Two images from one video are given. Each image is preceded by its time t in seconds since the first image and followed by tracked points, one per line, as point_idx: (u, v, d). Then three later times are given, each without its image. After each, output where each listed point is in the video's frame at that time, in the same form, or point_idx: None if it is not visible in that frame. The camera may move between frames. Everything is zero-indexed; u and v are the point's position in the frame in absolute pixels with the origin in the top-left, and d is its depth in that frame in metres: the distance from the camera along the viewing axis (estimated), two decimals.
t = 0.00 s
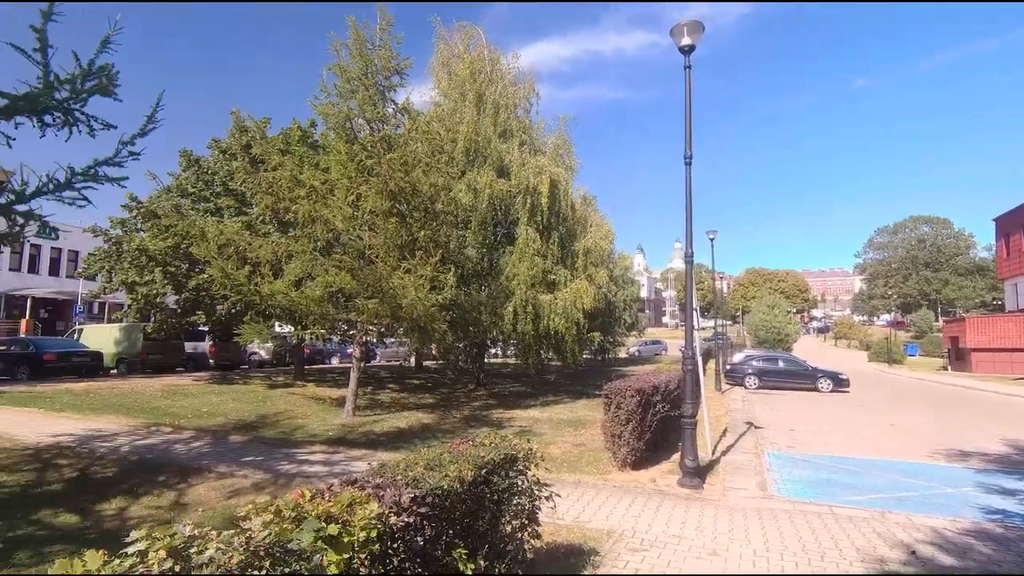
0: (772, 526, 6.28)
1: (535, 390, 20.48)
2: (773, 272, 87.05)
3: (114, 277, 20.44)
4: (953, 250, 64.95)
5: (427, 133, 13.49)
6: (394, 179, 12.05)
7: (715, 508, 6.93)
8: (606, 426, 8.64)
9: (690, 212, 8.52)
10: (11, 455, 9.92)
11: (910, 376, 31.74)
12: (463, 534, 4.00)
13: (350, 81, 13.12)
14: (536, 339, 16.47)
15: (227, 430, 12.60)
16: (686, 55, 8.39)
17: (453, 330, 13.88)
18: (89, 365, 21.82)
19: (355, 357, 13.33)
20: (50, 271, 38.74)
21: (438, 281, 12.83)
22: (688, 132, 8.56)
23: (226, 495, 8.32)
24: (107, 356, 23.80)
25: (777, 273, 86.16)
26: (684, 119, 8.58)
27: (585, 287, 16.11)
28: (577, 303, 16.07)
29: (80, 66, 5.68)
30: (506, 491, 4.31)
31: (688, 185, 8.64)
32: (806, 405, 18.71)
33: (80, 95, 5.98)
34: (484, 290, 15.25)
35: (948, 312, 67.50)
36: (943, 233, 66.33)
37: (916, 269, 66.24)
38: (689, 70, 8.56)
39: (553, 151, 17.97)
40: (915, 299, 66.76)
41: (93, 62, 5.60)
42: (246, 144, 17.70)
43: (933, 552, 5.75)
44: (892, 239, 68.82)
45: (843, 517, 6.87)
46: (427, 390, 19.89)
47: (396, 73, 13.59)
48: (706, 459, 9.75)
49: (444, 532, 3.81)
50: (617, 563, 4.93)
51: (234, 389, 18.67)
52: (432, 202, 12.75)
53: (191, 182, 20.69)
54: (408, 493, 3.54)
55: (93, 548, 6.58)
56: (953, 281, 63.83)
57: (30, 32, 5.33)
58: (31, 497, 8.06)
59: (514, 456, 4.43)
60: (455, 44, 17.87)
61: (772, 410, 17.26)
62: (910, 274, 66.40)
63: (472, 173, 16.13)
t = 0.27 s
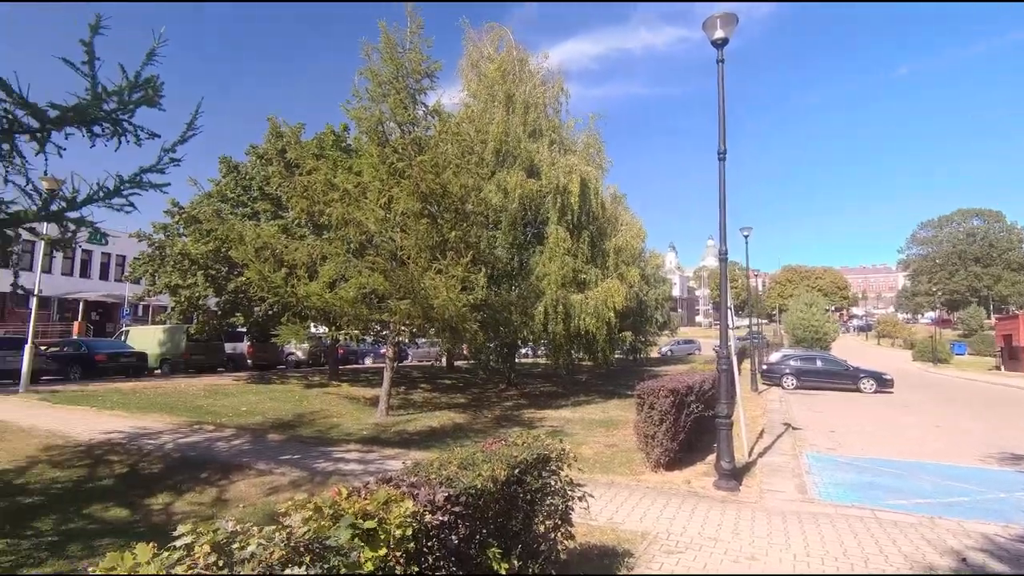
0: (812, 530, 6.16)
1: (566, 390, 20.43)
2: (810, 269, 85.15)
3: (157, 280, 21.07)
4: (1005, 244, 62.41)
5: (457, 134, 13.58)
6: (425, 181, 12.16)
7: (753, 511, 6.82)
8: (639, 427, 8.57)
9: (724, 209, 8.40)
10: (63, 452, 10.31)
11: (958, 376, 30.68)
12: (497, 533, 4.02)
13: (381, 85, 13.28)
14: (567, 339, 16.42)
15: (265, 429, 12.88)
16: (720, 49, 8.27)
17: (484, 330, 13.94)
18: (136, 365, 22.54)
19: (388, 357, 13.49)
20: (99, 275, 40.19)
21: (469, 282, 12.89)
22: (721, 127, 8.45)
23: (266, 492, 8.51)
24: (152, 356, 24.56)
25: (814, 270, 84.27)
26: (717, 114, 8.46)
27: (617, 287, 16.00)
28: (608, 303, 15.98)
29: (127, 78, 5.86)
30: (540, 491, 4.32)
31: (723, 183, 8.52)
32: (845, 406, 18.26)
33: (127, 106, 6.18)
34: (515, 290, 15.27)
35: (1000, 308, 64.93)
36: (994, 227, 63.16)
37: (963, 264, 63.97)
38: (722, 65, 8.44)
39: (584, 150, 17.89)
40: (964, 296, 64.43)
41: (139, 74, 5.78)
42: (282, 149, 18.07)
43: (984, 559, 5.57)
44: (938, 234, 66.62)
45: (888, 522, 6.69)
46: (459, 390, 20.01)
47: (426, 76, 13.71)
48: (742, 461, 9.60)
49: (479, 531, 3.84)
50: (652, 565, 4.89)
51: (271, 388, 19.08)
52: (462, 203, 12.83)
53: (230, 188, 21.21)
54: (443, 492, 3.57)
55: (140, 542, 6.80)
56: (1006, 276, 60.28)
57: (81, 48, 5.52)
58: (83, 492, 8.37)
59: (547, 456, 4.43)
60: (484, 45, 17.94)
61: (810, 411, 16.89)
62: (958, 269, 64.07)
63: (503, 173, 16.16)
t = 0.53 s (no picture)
0: (851, 535, 6.02)
1: (595, 390, 20.33)
2: (846, 267, 83.21)
3: (195, 283, 21.60)
4: None
5: (485, 135, 13.62)
6: (453, 182, 12.23)
7: (789, 514, 6.70)
8: (671, 427, 8.48)
9: (757, 205, 8.27)
10: (108, 449, 10.65)
11: (1005, 376, 29.61)
12: (527, 534, 4.02)
13: (409, 88, 13.40)
14: (596, 339, 16.33)
15: (298, 428, 13.10)
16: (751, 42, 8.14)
17: (512, 330, 13.95)
18: (176, 365, 23.15)
19: (417, 357, 13.62)
20: (140, 278, 41.42)
21: (497, 282, 12.91)
22: (753, 122, 8.31)
23: (300, 491, 8.65)
24: (191, 357, 25.20)
25: (850, 268, 82.32)
26: (749, 109, 8.33)
27: (646, 286, 15.86)
28: (637, 302, 15.84)
29: (167, 88, 6.03)
30: (570, 492, 4.30)
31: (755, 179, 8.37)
32: (884, 407, 17.80)
33: (167, 114, 6.35)
34: (542, 290, 15.25)
35: None
36: None
37: (1009, 260, 61.74)
38: (754, 58, 8.31)
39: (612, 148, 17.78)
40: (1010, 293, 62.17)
41: (179, 84, 5.93)
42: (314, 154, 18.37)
43: None
44: (984, 227, 64.36)
45: (932, 528, 6.50)
46: (488, 390, 20.06)
47: (453, 78, 13.79)
48: (776, 463, 9.43)
49: (510, 532, 3.84)
50: (684, 568, 4.84)
51: (305, 388, 19.40)
52: (490, 203, 12.86)
53: (264, 193, 21.63)
54: (474, 492, 3.58)
55: (182, 537, 6.98)
56: None
57: (124, 59, 5.69)
58: (127, 488, 8.63)
59: (577, 457, 4.41)
60: (511, 46, 17.97)
61: (846, 412, 16.51)
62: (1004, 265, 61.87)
63: (530, 173, 16.15)
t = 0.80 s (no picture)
0: (891, 539, 5.87)
1: (624, 390, 20.19)
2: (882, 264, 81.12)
3: (231, 284, 22.08)
4: None
5: (512, 135, 13.63)
6: (480, 182, 12.27)
7: (825, 518, 6.56)
8: (702, 428, 8.38)
9: (791, 201, 8.11)
10: (150, 445, 10.96)
11: None
12: (558, 534, 4.01)
13: (437, 89, 13.48)
14: (624, 338, 16.22)
15: (330, 426, 13.28)
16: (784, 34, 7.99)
17: (540, 329, 13.94)
18: (213, 364, 23.70)
19: (446, 357, 13.70)
20: (178, 280, 42.51)
21: (525, 282, 12.90)
22: (786, 116, 8.16)
23: (333, 487, 8.78)
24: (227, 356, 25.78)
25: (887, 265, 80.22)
26: (782, 103, 8.18)
27: (675, 284, 15.69)
28: (666, 301, 15.68)
29: (204, 94, 6.16)
30: (602, 492, 4.26)
31: (789, 176, 8.22)
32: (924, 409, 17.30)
33: (203, 120, 6.49)
34: (570, 289, 15.20)
35: None
36: None
37: None
38: (787, 50, 8.15)
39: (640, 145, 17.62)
40: None
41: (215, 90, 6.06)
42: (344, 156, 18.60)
43: None
44: None
45: (978, 534, 6.30)
46: (517, 390, 20.08)
47: (480, 78, 13.82)
48: (812, 465, 9.24)
49: (540, 532, 3.83)
50: (718, 571, 4.77)
51: (336, 387, 19.66)
52: (517, 203, 12.87)
53: (295, 195, 22.00)
54: (505, 490, 3.59)
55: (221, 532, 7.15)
56: None
57: (163, 67, 5.83)
58: (168, 483, 8.87)
59: (608, 458, 4.37)
60: (538, 45, 17.95)
61: (884, 413, 16.09)
62: None
63: (557, 171, 16.11)
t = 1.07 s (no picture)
0: (937, 544, 5.68)
1: (654, 389, 19.98)
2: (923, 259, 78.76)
3: (265, 285, 22.49)
4: None
5: (539, 132, 13.58)
6: (508, 180, 12.26)
7: (866, 521, 6.38)
8: (735, 427, 8.22)
9: (828, 195, 7.90)
10: (190, 441, 11.23)
11: None
12: (588, 533, 3.95)
13: (465, 89, 13.52)
14: (654, 336, 16.03)
15: (361, 423, 13.42)
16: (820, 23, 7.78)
17: (569, 328, 13.87)
18: (249, 363, 24.19)
19: (475, 355, 13.73)
20: (215, 280, 43.51)
21: (553, 280, 12.85)
22: (823, 107, 7.94)
23: (366, 484, 8.87)
24: (263, 355, 26.30)
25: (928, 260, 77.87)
26: (819, 94, 7.96)
27: (706, 281, 15.46)
28: (697, 299, 15.47)
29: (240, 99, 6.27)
30: (633, 491, 4.19)
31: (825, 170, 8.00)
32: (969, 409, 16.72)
33: (239, 124, 6.60)
34: (599, 287, 15.08)
35: None
36: None
37: None
38: (824, 39, 7.94)
39: (670, 141, 17.39)
40: None
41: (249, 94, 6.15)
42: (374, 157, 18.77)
43: None
44: None
45: None
46: (545, 388, 20.02)
47: (508, 77, 13.79)
48: (851, 467, 9.00)
49: (571, 531, 3.78)
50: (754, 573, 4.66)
51: (367, 385, 19.87)
52: (545, 201, 12.82)
53: (327, 196, 22.30)
54: (536, 489, 3.55)
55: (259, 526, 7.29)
56: None
57: (200, 73, 5.94)
58: (208, 478, 9.07)
59: (640, 456, 4.29)
60: (565, 41, 17.85)
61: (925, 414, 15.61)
62: None
63: (585, 168, 16.00)
